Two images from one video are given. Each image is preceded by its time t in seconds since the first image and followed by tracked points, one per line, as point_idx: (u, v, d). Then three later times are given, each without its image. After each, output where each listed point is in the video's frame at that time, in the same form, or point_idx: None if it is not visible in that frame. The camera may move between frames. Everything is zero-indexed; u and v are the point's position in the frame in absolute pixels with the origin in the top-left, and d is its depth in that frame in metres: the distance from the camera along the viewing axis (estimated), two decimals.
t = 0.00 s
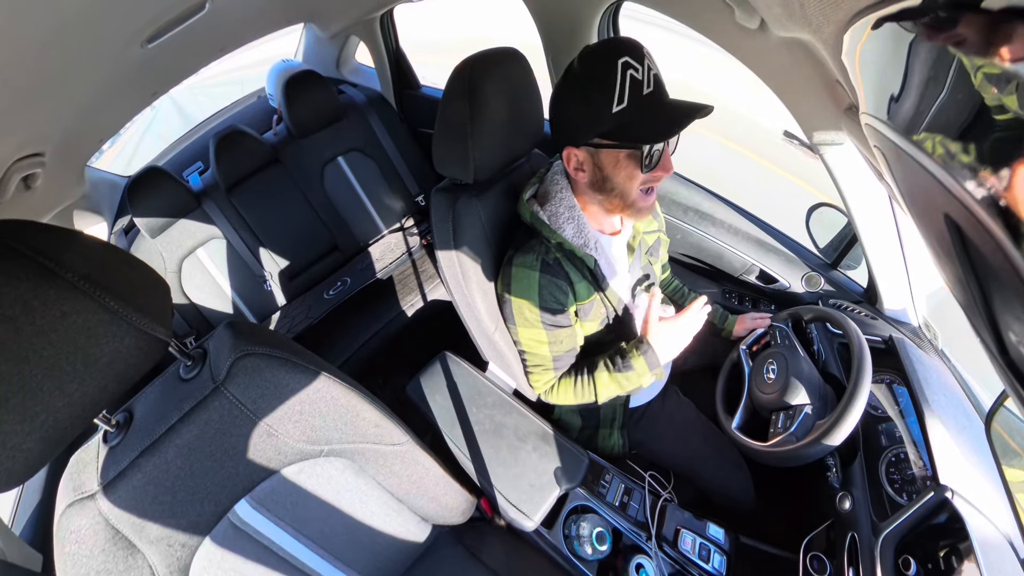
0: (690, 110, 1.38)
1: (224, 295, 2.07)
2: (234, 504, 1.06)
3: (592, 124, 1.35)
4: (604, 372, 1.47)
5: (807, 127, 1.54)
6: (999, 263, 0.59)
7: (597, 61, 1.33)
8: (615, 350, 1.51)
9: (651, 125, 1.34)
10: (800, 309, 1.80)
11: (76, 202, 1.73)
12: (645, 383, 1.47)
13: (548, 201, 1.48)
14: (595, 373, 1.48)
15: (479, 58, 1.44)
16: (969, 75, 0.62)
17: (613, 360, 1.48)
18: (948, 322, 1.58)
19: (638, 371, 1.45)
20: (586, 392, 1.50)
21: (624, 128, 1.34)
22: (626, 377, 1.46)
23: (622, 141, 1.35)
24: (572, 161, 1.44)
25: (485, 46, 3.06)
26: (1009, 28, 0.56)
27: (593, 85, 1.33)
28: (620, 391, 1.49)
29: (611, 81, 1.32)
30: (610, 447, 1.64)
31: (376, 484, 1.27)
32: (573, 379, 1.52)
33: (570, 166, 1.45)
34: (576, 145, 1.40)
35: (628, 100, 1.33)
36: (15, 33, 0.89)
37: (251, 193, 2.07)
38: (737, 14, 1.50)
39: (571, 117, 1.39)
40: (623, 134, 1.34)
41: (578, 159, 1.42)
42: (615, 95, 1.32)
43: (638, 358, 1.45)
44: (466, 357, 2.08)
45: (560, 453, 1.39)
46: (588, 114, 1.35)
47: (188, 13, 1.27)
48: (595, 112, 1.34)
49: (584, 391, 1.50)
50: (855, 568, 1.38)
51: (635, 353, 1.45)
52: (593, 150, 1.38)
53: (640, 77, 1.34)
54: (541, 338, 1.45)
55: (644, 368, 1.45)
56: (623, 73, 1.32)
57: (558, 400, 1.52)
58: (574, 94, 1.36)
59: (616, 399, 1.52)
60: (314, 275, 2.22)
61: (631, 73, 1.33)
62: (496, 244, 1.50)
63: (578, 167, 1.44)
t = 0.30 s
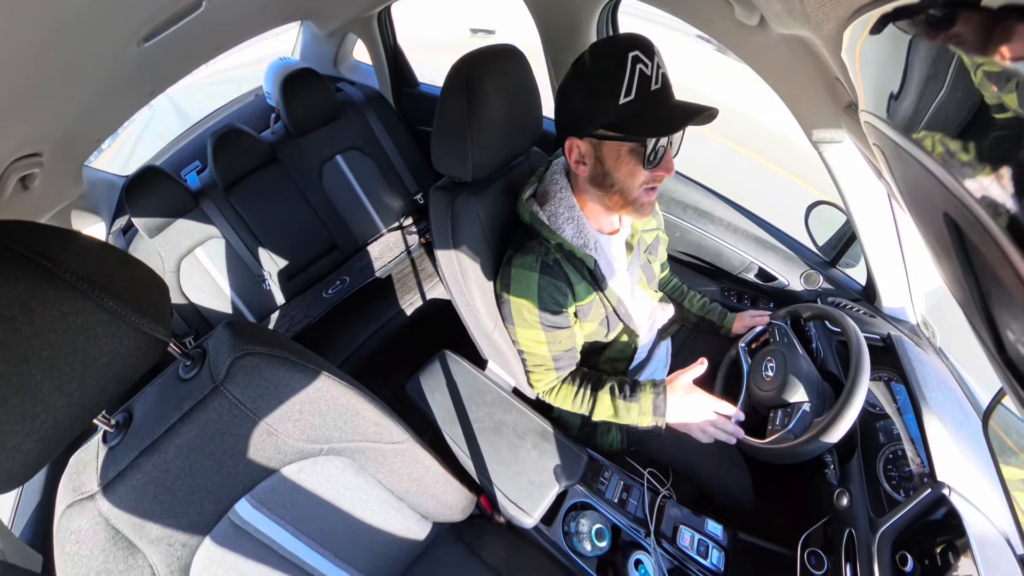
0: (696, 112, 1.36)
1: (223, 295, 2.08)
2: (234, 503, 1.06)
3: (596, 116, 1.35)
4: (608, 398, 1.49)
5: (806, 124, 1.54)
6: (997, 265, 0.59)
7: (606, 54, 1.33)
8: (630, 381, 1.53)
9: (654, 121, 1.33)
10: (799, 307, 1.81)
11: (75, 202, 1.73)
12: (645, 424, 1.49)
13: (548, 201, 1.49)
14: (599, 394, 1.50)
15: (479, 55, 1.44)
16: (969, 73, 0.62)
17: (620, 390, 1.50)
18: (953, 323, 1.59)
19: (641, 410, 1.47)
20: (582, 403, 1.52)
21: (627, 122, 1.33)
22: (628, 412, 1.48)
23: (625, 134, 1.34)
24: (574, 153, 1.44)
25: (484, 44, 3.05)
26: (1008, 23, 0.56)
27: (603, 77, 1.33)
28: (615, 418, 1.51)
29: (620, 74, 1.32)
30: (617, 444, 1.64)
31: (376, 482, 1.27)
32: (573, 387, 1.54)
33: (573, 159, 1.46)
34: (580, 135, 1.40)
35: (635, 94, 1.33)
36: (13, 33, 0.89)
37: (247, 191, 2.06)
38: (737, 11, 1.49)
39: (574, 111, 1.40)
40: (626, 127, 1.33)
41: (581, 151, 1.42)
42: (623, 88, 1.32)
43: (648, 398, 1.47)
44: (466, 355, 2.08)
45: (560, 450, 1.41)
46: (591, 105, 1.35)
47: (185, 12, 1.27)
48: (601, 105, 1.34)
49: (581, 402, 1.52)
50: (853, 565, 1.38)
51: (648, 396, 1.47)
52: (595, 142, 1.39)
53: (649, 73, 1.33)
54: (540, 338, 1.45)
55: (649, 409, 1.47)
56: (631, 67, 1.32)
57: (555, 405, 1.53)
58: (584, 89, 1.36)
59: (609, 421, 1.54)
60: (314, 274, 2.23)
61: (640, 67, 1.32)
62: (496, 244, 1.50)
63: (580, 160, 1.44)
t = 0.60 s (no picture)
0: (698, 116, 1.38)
1: (223, 296, 2.07)
2: (234, 505, 1.06)
3: (598, 121, 1.34)
4: (607, 397, 1.49)
5: (805, 123, 1.53)
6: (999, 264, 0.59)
7: (609, 57, 1.32)
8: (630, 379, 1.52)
9: (659, 126, 1.34)
10: (799, 306, 1.81)
11: (74, 203, 1.73)
12: (644, 423, 1.48)
13: (547, 201, 1.49)
14: (598, 394, 1.50)
15: (477, 55, 1.44)
16: (969, 71, 0.62)
17: (620, 390, 1.49)
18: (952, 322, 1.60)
19: (640, 408, 1.47)
20: (582, 403, 1.52)
21: (632, 129, 1.34)
22: (627, 410, 1.48)
23: (630, 141, 1.34)
24: (576, 158, 1.44)
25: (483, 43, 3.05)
26: (1008, 22, 0.56)
27: (607, 81, 1.32)
28: (613, 417, 1.51)
29: (623, 80, 1.32)
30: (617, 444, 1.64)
31: (376, 482, 1.27)
32: (573, 388, 1.53)
33: (574, 163, 1.45)
34: (582, 141, 1.39)
35: (639, 100, 1.33)
36: (12, 32, 0.88)
37: (244, 193, 2.06)
38: (736, 9, 1.49)
39: (574, 113, 1.38)
40: (631, 133, 1.34)
41: (583, 155, 1.42)
42: (627, 93, 1.32)
43: (647, 397, 1.46)
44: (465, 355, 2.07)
45: (560, 450, 1.40)
46: (593, 111, 1.34)
47: (183, 11, 1.26)
48: (604, 110, 1.33)
49: (581, 402, 1.52)
50: (853, 564, 1.37)
51: (647, 395, 1.46)
52: (598, 148, 1.38)
53: (651, 78, 1.35)
54: (540, 338, 1.44)
55: (648, 408, 1.46)
56: (635, 72, 1.32)
57: (555, 404, 1.53)
58: (586, 91, 1.35)
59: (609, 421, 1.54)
60: (312, 274, 2.23)
61: (642, 72, 1.33)
62: (495, 245, 1.50)
63: (582, 165, 1.44)
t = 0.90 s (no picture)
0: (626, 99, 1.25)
1: (71, 406, 1.64)
2: None
3: (519, 130, 1.18)
4: (597, 439, 1.28)
5: (751, 80, 1.37)
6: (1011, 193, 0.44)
7: (514, 59, 1.17)
8: (620, 408, 1.32)
9: (586, 122, 1.20)
10: (790, 279, 1.60)
11: None
12: (646, 457, 1.28)
13: (479, 223, 1.32)
14: (586, 436, 1.29)
15: (375, 81, 1.27)
16: None
17: (609, 425, 1.29)
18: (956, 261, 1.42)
19: (636, 445, 1.27)
20: (570, 455, 1.30)
21: (560, 130, 1.19)
22: (623, 449, 1.27)
23: (561, 143, 1.19)
24: (504, 173, 1.27)
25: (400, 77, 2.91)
26: None
27: (512, 88, 1.17)
28: (610, 461, 1.29)
29: (536, 80, 1.16)
30: (626, 492, 1.46)
31: None
32: (555, 439, 1.32)
33: (503, 180, 1.28)
34: (506, 155, 1.23)
35: (559, 99, 1.18)
36: None
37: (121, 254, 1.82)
38: None
39: (488, 130, 1.22)
40: (561, 136, 1.19)
41: (511, 169, 1.25)
42: (545, 95, 1.16)
43: (642, 424, 1.27)
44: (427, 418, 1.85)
45: (554, 522, 1.20)
46: (511, 120, 1.18)
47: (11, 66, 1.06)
48: (524, 118, 1.17)
49: (567, 454, 1.30)
50: (907, 545, 1.18)
51: (642, 421, 1.27)
52: (527, 158, 1.22)
53: (567, 72, 1.19)
54: (504, 386, 1.26)
55: (646, 438, 1.26)
56: (546, 69, 1.17)
57: (531, 461, 1.31)
58: (493, 103, 1.20)
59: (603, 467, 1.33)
60: (200, 358, 1.90)
61: (555, 68, 1.18)
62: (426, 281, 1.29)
63: (513, 179, 1.27)
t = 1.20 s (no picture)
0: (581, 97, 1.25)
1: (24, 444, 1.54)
2: None
3: (479, 141, 1.19)
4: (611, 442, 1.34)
5: (728, 77, 1.34)
6: (994, 171, 0.43)
7: (463, 73, 1.18)
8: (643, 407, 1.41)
9: (542, 125, 1.20)
10: (776, 272, 1.57)
11: None
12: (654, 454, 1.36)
13: (458, 230, 1.29)
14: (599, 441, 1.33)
15: (343, 91, 1.23)
16: None
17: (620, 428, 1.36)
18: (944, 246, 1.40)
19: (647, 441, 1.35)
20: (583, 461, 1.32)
21: (516, 137, 1.19)
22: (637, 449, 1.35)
23: (520, 150, 1.20)
24: (471, 184, 1.27)
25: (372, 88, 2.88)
26: None
27: (466, 101, 1.18)
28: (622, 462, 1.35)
29: (486, 90, 1.17)
30: (620, 501, 1.43)
31: None
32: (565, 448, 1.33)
33: (472, 192, 1.29)
34: (469, 166, 1.24)
35: (511, 107, 1.18)
36: None
37: (76, 276, 1.77)
38: None
39: (450, 142, 1.23)
40: (518, 143, 1.19)
41: (478, 180, 1.25)
42: (496, 104, 1.17)
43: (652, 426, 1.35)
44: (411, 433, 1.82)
45: (549, 541, 1.17)
46: (468, 130, 1.19)
47: None
48: (479, 129, 1.19)
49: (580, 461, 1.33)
50: (906, 531, 1.14)
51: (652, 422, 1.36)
52: (490, 168, 1.23)
53: (517, 78, 1.18)
54: (493, 398, 1.23)
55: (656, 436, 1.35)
56: (495, 78, 1.17)
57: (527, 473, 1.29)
58: (450, 120, 1.21)
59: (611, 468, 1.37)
60: (167, 384, 1.86)
61: (504, 76, 1.17)
62: (407, 295, 1.27)
63: (481, 189, 1.27)
